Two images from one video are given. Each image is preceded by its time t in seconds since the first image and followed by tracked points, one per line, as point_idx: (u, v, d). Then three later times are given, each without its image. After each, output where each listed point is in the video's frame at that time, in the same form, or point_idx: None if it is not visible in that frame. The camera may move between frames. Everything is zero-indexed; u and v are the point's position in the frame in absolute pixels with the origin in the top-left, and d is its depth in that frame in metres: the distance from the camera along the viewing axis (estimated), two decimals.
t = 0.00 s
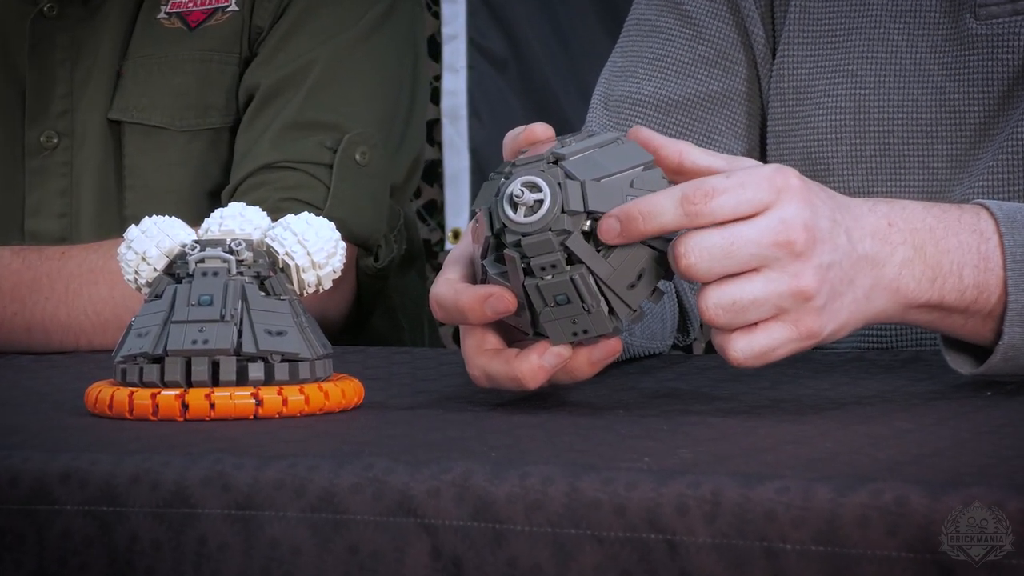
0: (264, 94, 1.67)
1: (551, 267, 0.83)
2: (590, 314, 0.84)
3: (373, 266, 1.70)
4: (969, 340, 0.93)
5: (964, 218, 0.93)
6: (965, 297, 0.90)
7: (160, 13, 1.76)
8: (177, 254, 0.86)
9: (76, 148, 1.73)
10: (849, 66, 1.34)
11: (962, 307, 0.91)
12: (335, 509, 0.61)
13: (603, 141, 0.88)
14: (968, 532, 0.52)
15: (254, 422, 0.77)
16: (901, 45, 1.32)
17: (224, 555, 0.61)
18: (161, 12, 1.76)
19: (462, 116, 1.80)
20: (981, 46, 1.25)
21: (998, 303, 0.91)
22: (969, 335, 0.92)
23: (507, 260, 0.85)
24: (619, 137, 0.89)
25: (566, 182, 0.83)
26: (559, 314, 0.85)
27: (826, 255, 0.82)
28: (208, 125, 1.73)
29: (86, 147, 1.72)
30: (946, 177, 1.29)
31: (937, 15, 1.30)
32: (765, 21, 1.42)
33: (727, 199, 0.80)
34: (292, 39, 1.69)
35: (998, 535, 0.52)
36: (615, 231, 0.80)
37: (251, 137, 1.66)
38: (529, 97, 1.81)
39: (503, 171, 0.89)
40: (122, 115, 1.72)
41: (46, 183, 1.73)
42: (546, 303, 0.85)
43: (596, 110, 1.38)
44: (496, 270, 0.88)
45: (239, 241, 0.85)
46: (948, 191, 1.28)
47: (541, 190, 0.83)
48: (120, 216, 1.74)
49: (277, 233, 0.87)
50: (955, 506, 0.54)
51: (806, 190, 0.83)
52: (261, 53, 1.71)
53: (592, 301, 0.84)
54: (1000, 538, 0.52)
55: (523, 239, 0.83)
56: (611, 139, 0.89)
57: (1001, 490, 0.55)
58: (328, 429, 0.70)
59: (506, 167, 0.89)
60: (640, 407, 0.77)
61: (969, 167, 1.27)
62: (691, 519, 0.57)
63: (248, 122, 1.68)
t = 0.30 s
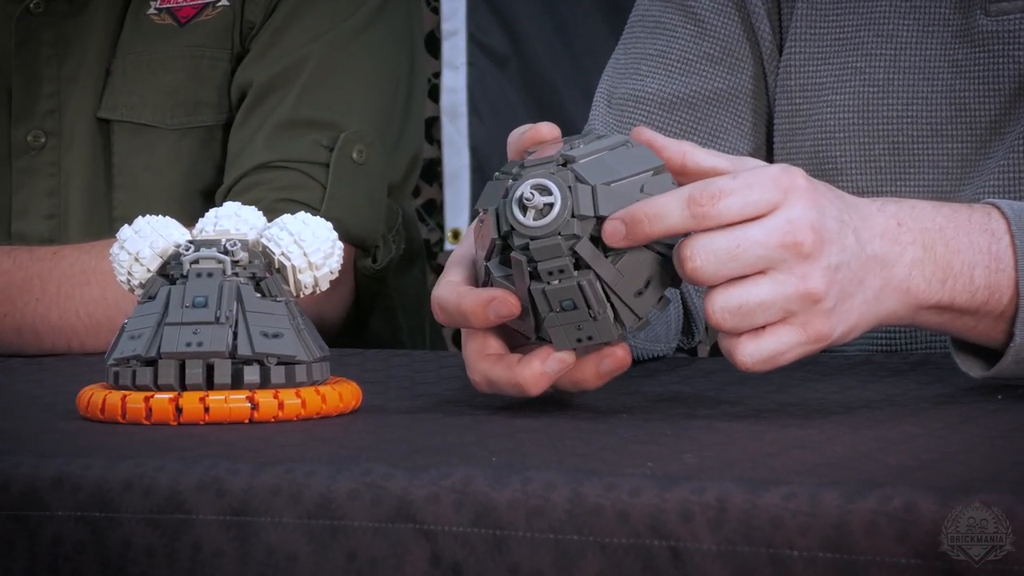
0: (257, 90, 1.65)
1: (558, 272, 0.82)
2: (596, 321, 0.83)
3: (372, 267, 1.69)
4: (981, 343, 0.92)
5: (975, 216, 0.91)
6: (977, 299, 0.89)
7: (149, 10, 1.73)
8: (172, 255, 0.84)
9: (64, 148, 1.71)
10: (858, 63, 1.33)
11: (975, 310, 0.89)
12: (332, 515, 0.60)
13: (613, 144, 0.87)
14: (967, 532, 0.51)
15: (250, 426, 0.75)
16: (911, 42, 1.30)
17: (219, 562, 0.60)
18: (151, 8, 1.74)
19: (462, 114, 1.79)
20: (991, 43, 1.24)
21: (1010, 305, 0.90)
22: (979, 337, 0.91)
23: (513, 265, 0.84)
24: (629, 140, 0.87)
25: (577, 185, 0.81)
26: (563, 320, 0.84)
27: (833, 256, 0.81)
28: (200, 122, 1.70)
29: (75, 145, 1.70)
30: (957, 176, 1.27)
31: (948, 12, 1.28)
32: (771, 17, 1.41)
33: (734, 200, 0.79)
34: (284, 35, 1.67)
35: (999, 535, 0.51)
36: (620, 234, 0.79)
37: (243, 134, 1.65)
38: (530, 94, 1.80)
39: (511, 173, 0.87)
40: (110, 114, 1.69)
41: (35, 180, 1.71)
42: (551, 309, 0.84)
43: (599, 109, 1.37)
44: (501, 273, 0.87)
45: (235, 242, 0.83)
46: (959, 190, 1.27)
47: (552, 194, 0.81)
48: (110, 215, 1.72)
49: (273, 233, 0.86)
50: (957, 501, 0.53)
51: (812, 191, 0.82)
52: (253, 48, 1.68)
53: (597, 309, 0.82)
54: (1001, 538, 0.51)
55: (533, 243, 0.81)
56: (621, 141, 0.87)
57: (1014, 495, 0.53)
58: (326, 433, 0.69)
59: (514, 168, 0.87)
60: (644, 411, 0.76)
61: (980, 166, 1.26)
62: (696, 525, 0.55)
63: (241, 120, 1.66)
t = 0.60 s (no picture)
0: (241, 83, 1.57)
1: (570, 282, 0.81)
2: (601, 337, 0.82)
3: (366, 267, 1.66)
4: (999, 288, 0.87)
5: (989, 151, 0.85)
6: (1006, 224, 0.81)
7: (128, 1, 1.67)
8: (159, 254, 0.82)
9: (41, 142, 1.66)
10: (861, 56, 1.31)
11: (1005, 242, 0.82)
12: (325, 522, 0.58)
13: (646, 156, 0.84)
14: (967, 532, 0.49)
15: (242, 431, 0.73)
16: (916, 34, 1.28)
17: (207, 571, 0.58)
18: None
19: (459, 109, 1.76)
20: (998, 36, 1.23)
21: None
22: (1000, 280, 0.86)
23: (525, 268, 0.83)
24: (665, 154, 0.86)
25: (603, 198, 0.80)
26: (568, 331, 0.82)
27: (865, 153, 0.71)
28: (179, 117, 1.64)
29: (53, 139, 1.65)
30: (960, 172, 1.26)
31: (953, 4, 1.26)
32: (772, 10, 1.39)
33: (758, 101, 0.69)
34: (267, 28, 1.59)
35: (999, 534, 0.50)
36: (606, 109, 0.76)
37: (229, 131, 1.58)
38: (529, 89, 1.79)
39: (539, 172, 0.85)
40: (90, 107, 1.64)
41: (14, 179, 1.65)
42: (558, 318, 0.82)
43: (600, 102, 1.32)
44: (513, 272, 0.85)
45: (224, 240, 0.82)
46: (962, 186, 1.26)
47: (575, 203, 0.80)
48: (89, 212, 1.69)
49: (264, 233, 0.84)
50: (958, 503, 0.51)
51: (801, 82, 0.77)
52: (236, 40, 1.59)
53: (605, 324, 0.81)
54: (1001, 537, 0.50)
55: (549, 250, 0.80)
56: (659, 154, 0.85)
57: None
58: (318, 438, 0.67)
59: (543, 167, 0.85)
60: (647, 415, 0.74)
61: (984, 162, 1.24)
62: (701, 534, 0.53)
63: (225, 117, 1.58)
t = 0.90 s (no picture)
0: (227, 78, 1.52)
1: (573, 288, 0.79)
2: (605, 344, 0.80)
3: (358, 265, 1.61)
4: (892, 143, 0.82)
5: None
6: (897, 53, 0.78)
7: None
8: (146, 254, 0.80)
9: (15, 139, 1.65)
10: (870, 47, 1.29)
11: (896, 74, 0.78)
12: (316, 530, 0.56)
13: (654, 158, 0.83)
14: (967, 531, 0.48)
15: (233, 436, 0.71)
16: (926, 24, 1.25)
17: None
18: None
19: (454, 103, 1.75)
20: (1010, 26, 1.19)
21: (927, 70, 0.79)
22: (893, 131, 0.80)
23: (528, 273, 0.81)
24: (673, 155, 0.84)
25: (609, 201, 0.79)
26: (571, 337, 0.80)
27: (692, 12, 0.74)
28: (156, 112, 1.62)
29: (28, 135, 1.64)
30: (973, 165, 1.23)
31: None
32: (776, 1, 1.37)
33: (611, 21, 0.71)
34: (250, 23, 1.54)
35: (999, 535, 0.48)
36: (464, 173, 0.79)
37: (213, 127, 1.53)
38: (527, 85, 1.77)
39: (543, 173, 0.83)
40: (68, 102, 1.63)
41: None
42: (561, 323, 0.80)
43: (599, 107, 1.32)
44: (513, 275, 0.83)
45: (212, 240, 0.79)
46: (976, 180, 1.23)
47: (580, 208, 0.78)
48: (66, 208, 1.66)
49: (254, 231, 0.82)
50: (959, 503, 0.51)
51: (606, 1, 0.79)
52: (220, 34, 1.56)
53: (608, 330, 0.79)
54: (1001, 538, 0.48)
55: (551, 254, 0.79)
56: (666, 155, 0.83)
57: None
58: (310, 444, 0.65)
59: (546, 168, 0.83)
60: (649, 419, 0.72)
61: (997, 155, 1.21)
62: (705, 542, 0.52)
63: (209, 113, 1.54)
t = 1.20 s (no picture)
0: (213, 68, 1.48)
1: (578, 290, 0.76)
2: (610, 348, 0.77)
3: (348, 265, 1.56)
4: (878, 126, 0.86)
5: None
6: (874, 30, 0.82)
7: None
8: (126, 253, 0.78)
9: None
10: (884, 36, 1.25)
11: (874, 48, 0.83)
12: (305, 542, 0.53)
13: (660, 154, 0.80)
14: (967, 530, 0.46)
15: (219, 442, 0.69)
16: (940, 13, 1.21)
17: None
18: None
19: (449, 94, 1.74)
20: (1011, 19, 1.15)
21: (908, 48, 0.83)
22: (876, 114, 0.85)
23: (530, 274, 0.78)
24: (679, 152, 0.81)
25: (615, 199, 0.76)
26: (575, 341, 0.78)
27: (652, 12, 0.76)
28: (140, 104, 1.57)
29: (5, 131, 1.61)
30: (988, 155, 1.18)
31: None
32: None
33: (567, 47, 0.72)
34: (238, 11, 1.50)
35: (998, 532, 0.46)
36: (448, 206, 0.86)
37: (199, 117, 1.49)
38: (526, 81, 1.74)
39: (544, 171, 0.80)
40: (45, 95, 1.57)
41: None
42: (564, 327, 0.78)
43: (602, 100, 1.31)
44: (515, 278, 0.81)
45: (195, 239, 0.77)
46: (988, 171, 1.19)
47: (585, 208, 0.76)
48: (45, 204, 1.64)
49: (239, 229, 0.79)
50: (958, 505, 0.49)
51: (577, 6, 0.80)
52: (205, 23, 1.52)
53: (615, 333, 0.77)
54: (1000, 537, 0.46)
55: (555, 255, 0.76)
56: (673, 151, 0.81)
57: None
58: (298, 452, 0.62)
59: (548, 166, 0.80)
60: (652, 426, 0.69)
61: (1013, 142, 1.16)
62: (711, 555, 0.49)
63: (195, 103, 1.50)
